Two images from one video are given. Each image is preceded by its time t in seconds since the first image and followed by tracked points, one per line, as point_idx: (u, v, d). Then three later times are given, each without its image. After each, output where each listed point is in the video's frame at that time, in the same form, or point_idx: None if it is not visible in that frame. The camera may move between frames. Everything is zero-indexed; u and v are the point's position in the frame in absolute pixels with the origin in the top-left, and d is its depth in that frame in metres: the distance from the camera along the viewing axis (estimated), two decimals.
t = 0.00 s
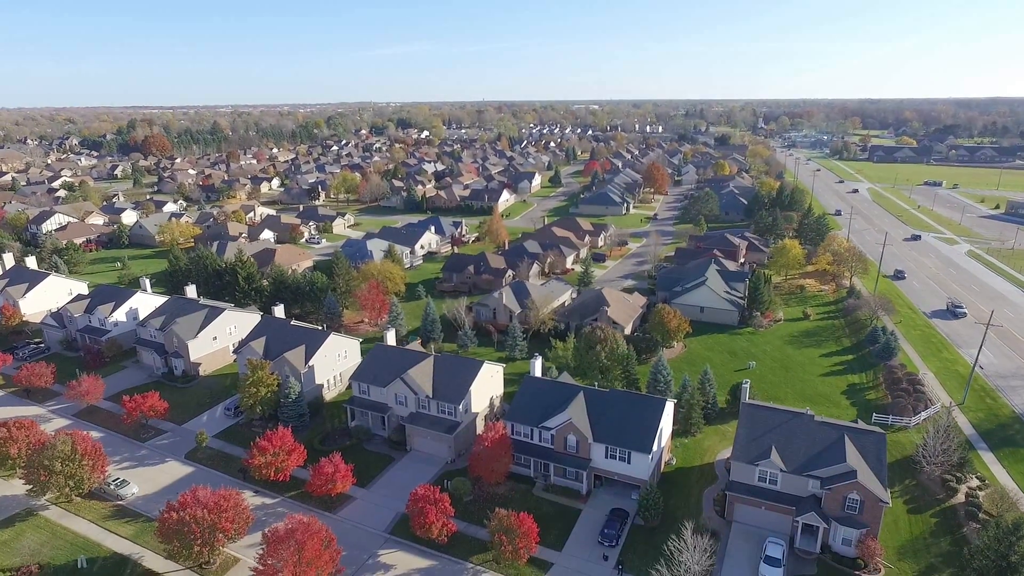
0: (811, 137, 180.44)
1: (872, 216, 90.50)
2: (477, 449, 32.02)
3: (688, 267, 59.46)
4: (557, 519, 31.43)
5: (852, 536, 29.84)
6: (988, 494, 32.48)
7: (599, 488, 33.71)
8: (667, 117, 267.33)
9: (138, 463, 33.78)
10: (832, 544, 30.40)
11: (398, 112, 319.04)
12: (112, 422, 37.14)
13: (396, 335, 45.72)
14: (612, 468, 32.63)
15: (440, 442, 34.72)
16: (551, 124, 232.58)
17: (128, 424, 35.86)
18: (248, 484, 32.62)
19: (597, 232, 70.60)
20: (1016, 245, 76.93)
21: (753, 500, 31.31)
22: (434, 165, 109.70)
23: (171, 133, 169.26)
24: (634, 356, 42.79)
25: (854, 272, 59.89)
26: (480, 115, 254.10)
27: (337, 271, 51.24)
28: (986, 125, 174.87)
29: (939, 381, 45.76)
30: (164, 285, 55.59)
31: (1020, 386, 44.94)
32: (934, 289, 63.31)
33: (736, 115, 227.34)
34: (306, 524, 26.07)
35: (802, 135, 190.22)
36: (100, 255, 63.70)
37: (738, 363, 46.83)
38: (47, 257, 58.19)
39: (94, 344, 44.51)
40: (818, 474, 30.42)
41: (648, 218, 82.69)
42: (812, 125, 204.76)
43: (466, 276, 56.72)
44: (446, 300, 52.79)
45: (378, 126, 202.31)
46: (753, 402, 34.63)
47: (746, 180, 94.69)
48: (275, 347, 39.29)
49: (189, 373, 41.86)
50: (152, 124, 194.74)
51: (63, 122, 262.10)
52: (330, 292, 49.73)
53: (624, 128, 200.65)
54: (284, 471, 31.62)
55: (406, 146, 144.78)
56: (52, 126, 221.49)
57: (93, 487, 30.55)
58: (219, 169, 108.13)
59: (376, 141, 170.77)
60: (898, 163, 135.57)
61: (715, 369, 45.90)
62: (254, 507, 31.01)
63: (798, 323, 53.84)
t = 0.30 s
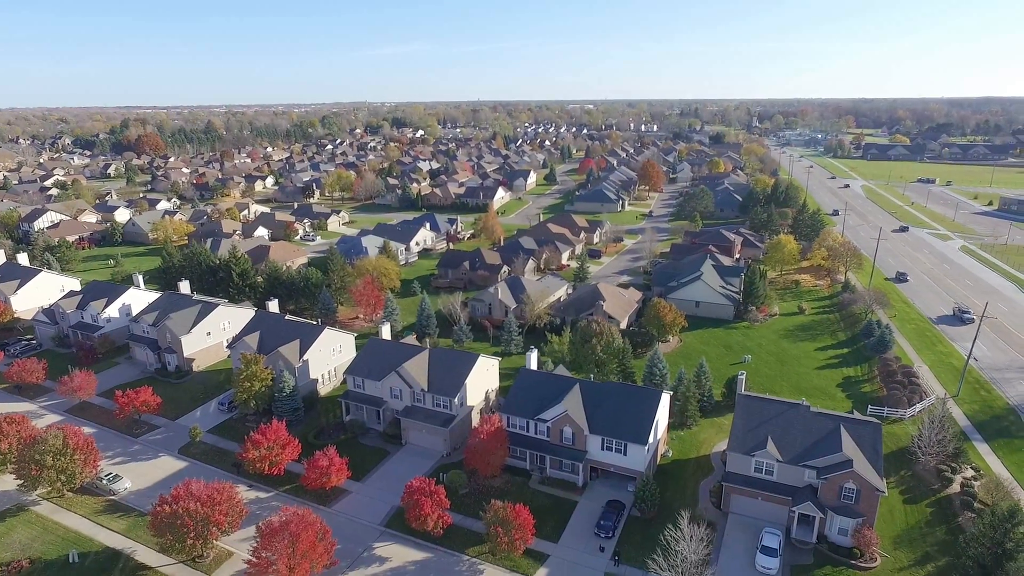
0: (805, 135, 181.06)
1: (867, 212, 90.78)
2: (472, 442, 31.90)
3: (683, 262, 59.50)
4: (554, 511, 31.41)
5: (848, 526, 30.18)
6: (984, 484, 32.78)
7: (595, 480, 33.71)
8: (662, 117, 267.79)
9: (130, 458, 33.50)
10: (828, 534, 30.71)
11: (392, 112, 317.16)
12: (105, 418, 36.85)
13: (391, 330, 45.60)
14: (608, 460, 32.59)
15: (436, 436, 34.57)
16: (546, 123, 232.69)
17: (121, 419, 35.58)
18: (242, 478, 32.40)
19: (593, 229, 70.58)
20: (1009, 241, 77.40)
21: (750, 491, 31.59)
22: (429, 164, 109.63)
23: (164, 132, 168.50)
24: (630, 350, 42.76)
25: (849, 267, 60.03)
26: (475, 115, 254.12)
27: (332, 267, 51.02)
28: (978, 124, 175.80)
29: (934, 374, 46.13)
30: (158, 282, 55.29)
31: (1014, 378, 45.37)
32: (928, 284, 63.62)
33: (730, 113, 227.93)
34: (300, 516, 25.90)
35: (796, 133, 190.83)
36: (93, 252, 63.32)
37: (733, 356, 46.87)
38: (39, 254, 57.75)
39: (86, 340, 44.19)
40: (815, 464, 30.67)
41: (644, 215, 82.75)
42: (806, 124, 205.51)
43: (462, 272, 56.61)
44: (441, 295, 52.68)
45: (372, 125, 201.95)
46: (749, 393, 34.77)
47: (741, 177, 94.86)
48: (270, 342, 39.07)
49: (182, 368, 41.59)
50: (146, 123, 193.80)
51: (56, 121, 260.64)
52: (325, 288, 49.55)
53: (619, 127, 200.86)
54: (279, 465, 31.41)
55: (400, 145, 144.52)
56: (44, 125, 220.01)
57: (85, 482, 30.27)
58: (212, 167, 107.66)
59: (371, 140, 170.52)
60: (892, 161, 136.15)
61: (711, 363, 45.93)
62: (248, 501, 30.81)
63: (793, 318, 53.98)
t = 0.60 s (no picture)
0: (792, 134, 182.58)
1: (853, 208, 91.61)
2: (462, 434, 31.75)
3: (673, 257, 59.74)
4: (545, 503, 31.38)
5: (838, 513, 30.43)
6: (970, 470, 33.31)
7: (586, 472, 33.70)
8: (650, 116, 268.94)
9: (115, 455, 33.01)
10: (818, 522, 30.97)
11: (381, 112, 316.57)
12: (89, 415, 36.33)
13: (381, 326, 45.35)
14: (599, 451, 32.59)
15: (426, 430, 34.38)
16: (535, 122, 232.95)
17: (106, 416, 35.07)
18: (230, 473, 32.04)
19: (582, 225, 70.67)
20: (993, 235, 78.53)
21: (740, 480, 31.84)
22: (418, 162, 109.33)
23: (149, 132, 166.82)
24: (620, 343, 42.79)
25: (837, 261, 60.52)
26: (464, 114, 253.90)
27: (320, 263, 50.69)
28: (961, 122, 178.18)
29: (921, 365, 46.73)
30: (144, 280, 54.65)
31: (999, 368, 46.25)
32: (913, 277, 64.38)
33: (718, 113, 229.44)
34: (289, 509, 25.61)
35: (783, 132, 192.36)
36: (77, 251, 62.51)
37: (723, 349, 47.06)
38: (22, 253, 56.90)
39: (70, 338, 43.57)
40: (805, 453, 30.92)
41: (633, 211, 82.99)
42: (793, 123, 207.29)
43: (451, 268, 56.45)
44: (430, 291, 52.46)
45: (361, 125, 201.25)
46: (738, 384, 34.99)
47: (729, 174, 95.42)
48: (257, 338, 38.69)
49: (169, 365, 41.08)
50: (131, 122, 191.54)
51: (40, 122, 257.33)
52: (313, 285, 49.22)
53: (608, 126, 201.51)
54: (267, 460, 31.06)
55: (389, 144, 143.99)
56: (26, 125, 217.06)
57: (69, 478, 29.81)
58: (199, 167, 106.68)
59: (359, 139, 169.93)
60: (877, 158, 137.61)
61: (701, 356, 46.09)
62: (236, 497, 30.47)
63: (782, 311, 54.34)
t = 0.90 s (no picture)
0: (772, 132, 184.88)
1: (832, 204, 92.90)
2: (447, 428, 31.59)
3: (656, 252, 60.12)
4: (531, 494, 31.36)
5: (821, 499, 30.78)
6: (948, 455, 33.97)
7: (571, 464, 33.72)
8: (632, 115, 270.52)
9: (92, 454, 32.34)
10: (802, 508, 31.31)
11: (363, 112, 313.69)
12: (65, 415, 35.56)
13: (364, 322, 45.02)
14: (584, 443, 32.64)
15: (410, 424, 34.14)
16: (518, 121, 233.18)
17: (82, 415, 34.35)
18: (211, 471, 31.54)
19: (566, 221, 70.81)
20: (967, 229, 80.20)
21: (725, 468, 32.11)
22: (400, 161, 108.87)
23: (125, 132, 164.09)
24: (604, 336, 42.90)
25: (817, 255, 61.28)
26: (446, 113, 253.54)
27: (302, 260, 50.22)
28: (936, 120, 181.79)
29: (900, 355, 47.58)
30: (121, 279, 53.70)
31: (975, 357, 47.34)
32: (892, 270, 65.48)
33: (699, 111, 231.48)
34: (272, 504, 25.23)
35: (763, 130, 194.59)
36: (52, 251, 61.26)
37: (706, 342, 47.41)
38: None
39: (45, 338, 42.68)
40: (788, 440, 31.26)
41: (616, 208, 83.36)
42: (772, 121, 209.86)
43: (435, 264, 56.24)
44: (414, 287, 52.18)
45: (343, 125, 200.06)
46: (722, 373, 35.28)
47: (710, 171, 96.27)
48: (238, 334, 38.17)
49: (147, 364, 40.37)
50: (107, 122, 188.42)
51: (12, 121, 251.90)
52: (295, 282, 48.78)
53: (590, 125, 202.44)
54: (249, 457, 30.60)
55: (371, 143, 143.13)
56: None
57: (44, 478, 29.11)
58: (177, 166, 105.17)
59: (341, 138, 168.76)
60: (855, 155, 139.78)
61: (684, 349, 46.40)
62: (217, 494, 30.00)
63: (763, 304, 54.91)
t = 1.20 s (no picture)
0: (747, 130, 187.56)
1: (806, 199, 94.48)
2: (428, 421, 31.41)
3: (635, 246, 60.53)
4: (513, 486, 31.33)
5: (799, 484, 31.22)
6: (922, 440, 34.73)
7: (553, 455, 33.76)
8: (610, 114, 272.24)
9: (63, 455, 31.51)
10: (781, 494, 31.73)
11: (340, 112, 311.31)
12: (34, 416, 34.62)
13: (343, 318, 44.57)
14: (566, 433, 32.70)
15: (390, 419, 33.88)
16: (497, 120, 233.18)
17: (51, 415, 33.45)
18: (187, 469, 30.95)
19: (545, 218, 70.93)
20: (937, 223, 82.22)
21: (705, 456, 32.43)
22: (378, 159, 108.21)
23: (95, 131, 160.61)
24: (584, 329, 43.05)
25: (792, 248, 62.28)
26: (424, 113, 252.45)
27: (279, 257, 49.59)
28: (905, 118, 186.13)
29: (873, 344, 48.59)
30: (91, 279, 52.49)
31: (946, 345, 48.55)
32: (864, 262, 66.82)
33: (675, 110, 233.89)
34: (250, 499, 24.81)
35: (738, 128, 197.27)
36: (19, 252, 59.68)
37: (685, 334, 47.84)
38: None
39: (12, 339, 41.53)
40: (766, 426, 31.68)
41: (594, 205, 83.78)
42: (747, 119, 212.87)
43: (414, 261, 55.92)
44: (393, 283, 51.84)
45: (320, 125, 198.21)
46: (701, 362, 35.64)
47: (687, 167, 97.26)
48: (213, 331, 37.53)
49: (120, 363, 39.50)
50: (75, 122, 184.50)
51: None
52: (271, 279, 48.20)
53: (569, 123, 203.35)
54: (226, 454, 30.09)
55: (348, 142, 141.91)
56: None
57: (12, 480, 28.23)
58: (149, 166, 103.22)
59: (317, 137, 167.07)
60: (828, 153, 142.39)
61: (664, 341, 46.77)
62: (194, 492, 29.43)
63: (741, 296, 55.60)
